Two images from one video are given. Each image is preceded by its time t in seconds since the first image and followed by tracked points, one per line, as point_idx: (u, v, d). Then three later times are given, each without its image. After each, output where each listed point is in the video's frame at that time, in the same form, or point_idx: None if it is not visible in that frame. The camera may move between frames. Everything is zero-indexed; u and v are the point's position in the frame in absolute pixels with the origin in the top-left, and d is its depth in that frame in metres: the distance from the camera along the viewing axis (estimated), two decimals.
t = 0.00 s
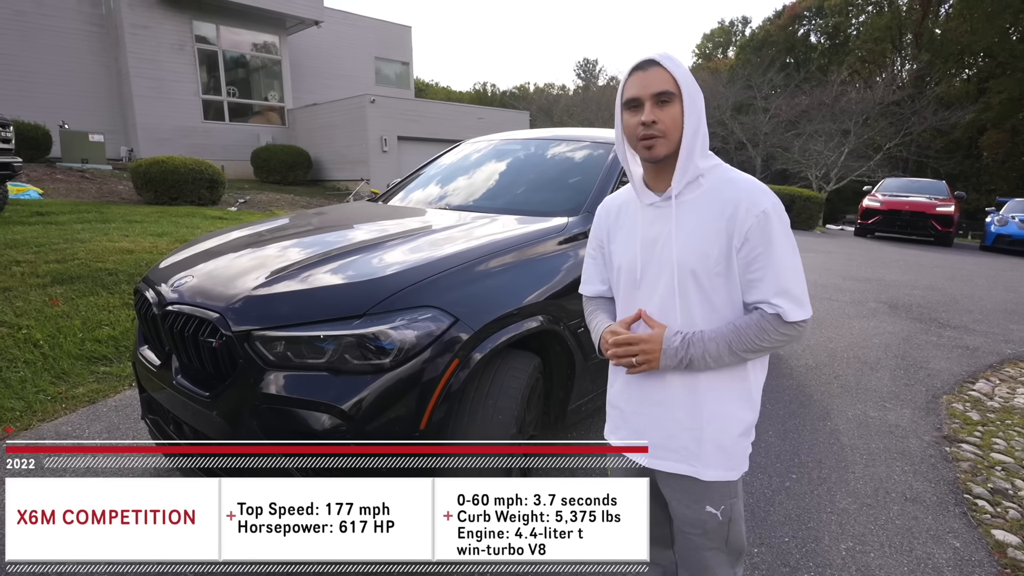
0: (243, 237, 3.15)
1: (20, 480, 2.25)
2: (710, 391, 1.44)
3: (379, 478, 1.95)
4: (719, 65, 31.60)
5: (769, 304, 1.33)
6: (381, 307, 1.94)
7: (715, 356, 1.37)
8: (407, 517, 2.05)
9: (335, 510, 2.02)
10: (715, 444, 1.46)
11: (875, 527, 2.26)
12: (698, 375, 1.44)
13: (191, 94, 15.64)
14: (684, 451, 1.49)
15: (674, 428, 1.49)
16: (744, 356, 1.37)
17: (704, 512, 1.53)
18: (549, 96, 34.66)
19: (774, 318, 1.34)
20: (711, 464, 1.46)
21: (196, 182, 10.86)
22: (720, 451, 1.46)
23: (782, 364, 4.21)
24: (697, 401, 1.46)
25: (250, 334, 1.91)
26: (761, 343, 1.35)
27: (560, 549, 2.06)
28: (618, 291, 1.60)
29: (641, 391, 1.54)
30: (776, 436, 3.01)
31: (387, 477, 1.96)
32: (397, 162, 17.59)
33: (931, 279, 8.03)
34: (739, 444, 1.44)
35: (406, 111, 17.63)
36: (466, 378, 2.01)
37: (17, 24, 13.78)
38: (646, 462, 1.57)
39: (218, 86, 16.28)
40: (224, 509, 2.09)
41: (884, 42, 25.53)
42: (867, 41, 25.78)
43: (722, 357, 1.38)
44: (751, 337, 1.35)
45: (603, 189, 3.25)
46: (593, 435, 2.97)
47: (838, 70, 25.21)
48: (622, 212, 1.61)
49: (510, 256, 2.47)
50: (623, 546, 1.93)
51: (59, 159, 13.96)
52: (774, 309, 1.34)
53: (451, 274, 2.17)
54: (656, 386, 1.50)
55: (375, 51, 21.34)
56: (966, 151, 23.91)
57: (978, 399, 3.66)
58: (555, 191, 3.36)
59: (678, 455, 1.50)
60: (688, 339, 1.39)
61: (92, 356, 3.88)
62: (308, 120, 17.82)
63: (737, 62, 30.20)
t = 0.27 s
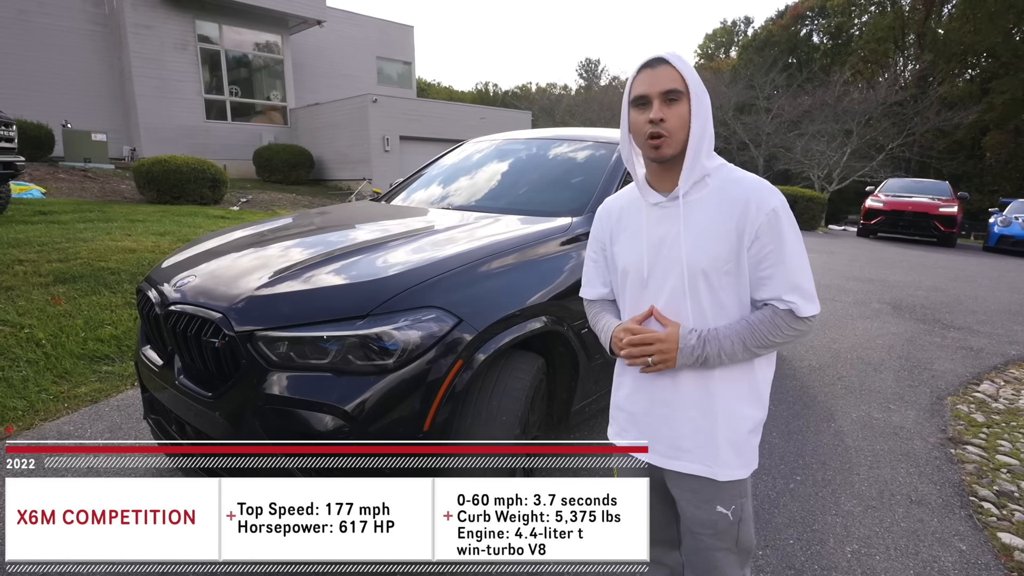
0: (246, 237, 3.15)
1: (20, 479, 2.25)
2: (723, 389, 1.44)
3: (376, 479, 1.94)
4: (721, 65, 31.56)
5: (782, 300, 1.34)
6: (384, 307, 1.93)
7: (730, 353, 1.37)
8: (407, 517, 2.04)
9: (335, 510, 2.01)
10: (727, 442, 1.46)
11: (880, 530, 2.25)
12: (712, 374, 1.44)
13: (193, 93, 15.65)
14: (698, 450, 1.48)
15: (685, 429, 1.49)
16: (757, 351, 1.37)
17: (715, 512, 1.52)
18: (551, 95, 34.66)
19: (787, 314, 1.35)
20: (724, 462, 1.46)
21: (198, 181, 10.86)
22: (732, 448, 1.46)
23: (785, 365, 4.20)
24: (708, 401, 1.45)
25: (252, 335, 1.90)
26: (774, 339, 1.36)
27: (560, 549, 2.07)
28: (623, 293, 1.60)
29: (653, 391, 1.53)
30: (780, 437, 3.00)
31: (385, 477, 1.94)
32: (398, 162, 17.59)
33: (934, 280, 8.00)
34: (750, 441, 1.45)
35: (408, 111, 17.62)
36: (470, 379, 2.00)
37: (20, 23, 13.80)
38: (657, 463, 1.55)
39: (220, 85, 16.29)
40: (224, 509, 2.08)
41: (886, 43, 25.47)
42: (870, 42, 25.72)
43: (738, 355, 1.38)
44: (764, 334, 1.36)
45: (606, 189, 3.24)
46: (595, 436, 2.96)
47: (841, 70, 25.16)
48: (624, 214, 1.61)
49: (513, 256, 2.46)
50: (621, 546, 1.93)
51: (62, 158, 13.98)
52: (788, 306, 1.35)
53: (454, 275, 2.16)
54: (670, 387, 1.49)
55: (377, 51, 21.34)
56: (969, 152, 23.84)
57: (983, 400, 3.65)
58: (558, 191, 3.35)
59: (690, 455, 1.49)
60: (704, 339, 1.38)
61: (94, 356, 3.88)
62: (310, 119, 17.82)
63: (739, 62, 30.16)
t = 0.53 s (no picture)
0: (245, 237, 3.13)
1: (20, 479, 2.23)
2: (729, 392, 1.43)
3: (377, 479, 1.92)
4: (721, 65, 31.55)
5: (790, 302, 1.33)
6: (384, 308, 1.91)
7: (736, 356, 1.36)
8: (407, 518, 2.02)
9: (335, 510, 1.99)
10: (732, 445, 1.44)
11: (884, 532, 2.24)
12: (718, 378, 1.43)
13: (193, 93, 15.64)
14: (702, 453, 1.47)
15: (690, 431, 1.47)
16: (762, 354, 1.37)
17: (720, 517, 1.51)
18: (551, 95, 34.65)
19: (794, 316, 1.35)
20: (728, 466, 1.45)
21: (198, 181, 10.85)
22: (738, 452, 1.45)
23: (787, 365, 4.18)
24: (712, 403, 1.44)
25: (251, 336, 1.88)
26: (781, 341, 1.36)
27: (560, 549, 2.05)
28: (625, 292, 1.58)
29: (655, 392, 1.52)
30: (782, 438, 2.98)
31: (384, 477, 1.93)
32: (399, 162, 17.58)
33: (935, 279, 7.99)
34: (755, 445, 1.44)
35: (408, 111, 17.61)
36: (470, 381, 1.98)
37: (20, 24, 13.79)
38: (660, 466, 1.54)
39: (220, 85, 16.28)
40: (224, 509, 2.07)
41: (886, 42, 25.45)
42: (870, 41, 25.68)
43: (744, 358, 1.37)
44: (771, 337, 1.35)
45: (607, 189, 3.23)
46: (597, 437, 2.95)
47: (841, 69, 25.14)
48: (628, 212, 1.59)
49: (513, 257, 2.44)
50: (621, 546, 1.92)
51: (62, 158, 13.97)
52: (797, 308, 1.34)
53: (454, 275, 2.15)
54: (674, 390, 1.48)
55: (377, 51, 21.32)
56: (969, 151, 23.82)
57: (985, 401, 3.63)
58: (558, 191, 3.34)
59: (693, 458, 1.48)
60: (710, 343, 1.37)
61: (93, 356, 3.86)
62: (309, 119, 17.80)
63: (739, 61, 30.15)
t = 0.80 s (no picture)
0: (244, 235, 3.11)
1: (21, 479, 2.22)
2: (735, 399, 1.41)
3: (377, 479, 1.90)
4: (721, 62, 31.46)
5: (803, 308, 1.31)
6: (382, 307, 1.89)
7: (743, 363, 1.34)
8: (408, 518, 2.01)
9: (335, 510, 1.98)
10: (736, 454, 1.42)
11: (886, 533, 2.22)
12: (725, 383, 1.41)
13: (192, 91, 15.60)
14: (702, 458, 1.45)
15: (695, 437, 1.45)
16: (772, 360, 1.34)
17: (724, 528, 1.49)
18: (551, 93, 34.60)
19: (809, 323, 1.32)
20: (731, 474, 1.43)
21: (197, 178, 10.84)
22: (742, 460, 1.43)
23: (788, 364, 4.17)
24: (718, 410, 1.42)
25: (248, 336, 1.86)
26: (792, 349, 1.33)
27: (560, 549, 2.03)
28: (630, 287, 1.56)
29: (655, 393, 1.50)
30: (783, 438, 2.97)
31: (383, 478, 1.91)
32: (398, 159, 17.54)
33: (936, 278, 7.97)
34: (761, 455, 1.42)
35: (407, 108, 17.56)
36: (470, 380, 1.97)
37: (19, 21, 13.75)
38: (659, 470, 1.52)
39: (219, 83, 16.24)
40: (224, 509, 2.04)
41: (887, 39, 25.36)
42: (871, 39, 25.59)
43: (753, 363, 1.34)
44: (782, 342, 1.32)
45: (608, 187, 3.21)
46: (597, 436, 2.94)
47: (842, 67, 25.05)
48: (639, 206, 1.57)
49: (512, 255, 2.42)
50: (620, 547, 1.92)
51: (61, 155, 13.94)
52: (813, 315, 1.31)
53: (452, 274, 2.13)
54: (677, 392, 1.46)
55: (377, 48, 21.26)
56: (969, 149, 23.78)
57: (987, 400, 3.62)
58: (558, 189, 3.32)
59: (696, 463, 1.46)
60: (715, 346, 1.35)
61: (91, 355, 3.85)
62: (309, 117, 17.75)
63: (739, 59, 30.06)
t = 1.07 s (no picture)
0: (242, 233, 3.08)
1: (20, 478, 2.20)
2: (739, 415, 1.37)
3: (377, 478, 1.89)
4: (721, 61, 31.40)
5: (820, 323, 1.25)
6: (379, 308, 1.87)
7: (751, 374, 1.30)
8: (408, 518, 1.99)
9: (335, 510, 1.96)
10: (738, 471, 1.39)
11: (888, 537, 2.20)
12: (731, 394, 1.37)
13: (191, 89, 15.56)
14: (701, 472, 1.43)
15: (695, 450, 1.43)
16: (783, 375, 1.29)
17: (727, 549, 1.47)
18: (551, 92, 34.53)
19: (824, 338, 1.27)
20: (731, 491, 1.40)
21: (196, 177, 10.81)
22: (745, 478, 1.39)
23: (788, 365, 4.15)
24: (721, 426, 1.39)
25: (243, 337, 1.84)
26: (806, 365, 1.28)
27: (560, 549, 1.99)
28: (638, 288, 1.55)
29: (655, 401, 1.49)
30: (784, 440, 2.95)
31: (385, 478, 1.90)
32: (398, 158, 17.50)
33: (936, 278, 7.95)
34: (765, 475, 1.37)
35: (407, 107, 17.52)
36: (467, 383, 1.95)
37: (17, 18, 13.71)
38: (658, 481, 1.51)
39: (218, 80, 16.19)
40: (224, 509, 2.01)
41: (888, 39, 25.31)
42: (871, 38, 25.53)
43: (761, 377, 1.30)
44: (792, 357, 1.28)
45: (608, 187, 3.18)
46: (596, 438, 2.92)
47: (842, 67, 24.99)
48: (654, 205, 1.55)
49: (512, 256, 2.39)
50: (623, 546, 1.87)
51: (59, 153, 13.91)
52: (829, 330, 1.26)
53: (450, 275, 2.10)
54: (677, 403, 1.44)
55: (376, 46, 21.21)
56: (970, 149, 23.75)
57: (988, 401, 3.60)
58: (558, 188, 3.29)
59: (695, 477, 1.43)
60: (718, 358, 1.31)
61: (87, 354, 3.82)
62: (308, 115, 17.71)
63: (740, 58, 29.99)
